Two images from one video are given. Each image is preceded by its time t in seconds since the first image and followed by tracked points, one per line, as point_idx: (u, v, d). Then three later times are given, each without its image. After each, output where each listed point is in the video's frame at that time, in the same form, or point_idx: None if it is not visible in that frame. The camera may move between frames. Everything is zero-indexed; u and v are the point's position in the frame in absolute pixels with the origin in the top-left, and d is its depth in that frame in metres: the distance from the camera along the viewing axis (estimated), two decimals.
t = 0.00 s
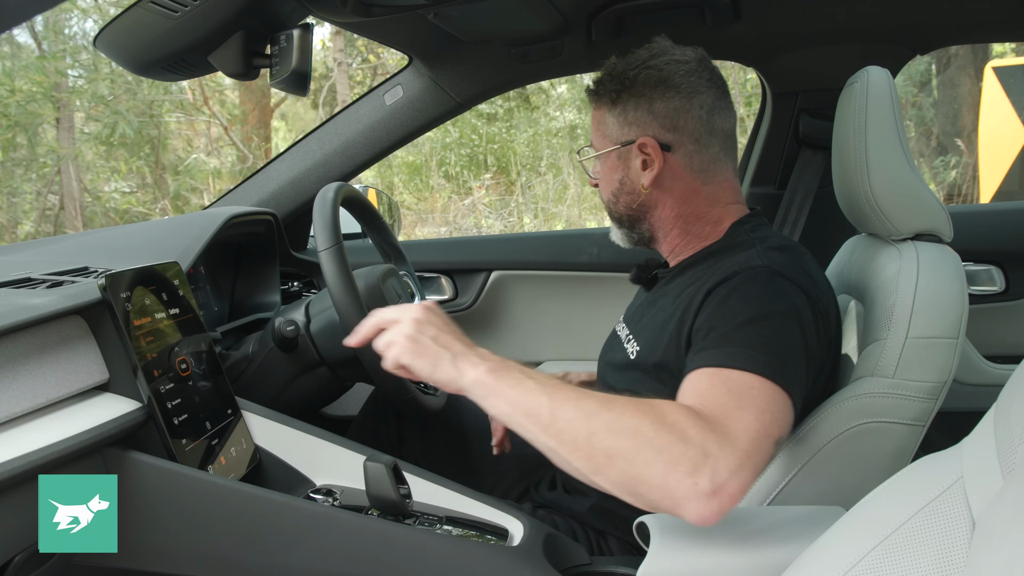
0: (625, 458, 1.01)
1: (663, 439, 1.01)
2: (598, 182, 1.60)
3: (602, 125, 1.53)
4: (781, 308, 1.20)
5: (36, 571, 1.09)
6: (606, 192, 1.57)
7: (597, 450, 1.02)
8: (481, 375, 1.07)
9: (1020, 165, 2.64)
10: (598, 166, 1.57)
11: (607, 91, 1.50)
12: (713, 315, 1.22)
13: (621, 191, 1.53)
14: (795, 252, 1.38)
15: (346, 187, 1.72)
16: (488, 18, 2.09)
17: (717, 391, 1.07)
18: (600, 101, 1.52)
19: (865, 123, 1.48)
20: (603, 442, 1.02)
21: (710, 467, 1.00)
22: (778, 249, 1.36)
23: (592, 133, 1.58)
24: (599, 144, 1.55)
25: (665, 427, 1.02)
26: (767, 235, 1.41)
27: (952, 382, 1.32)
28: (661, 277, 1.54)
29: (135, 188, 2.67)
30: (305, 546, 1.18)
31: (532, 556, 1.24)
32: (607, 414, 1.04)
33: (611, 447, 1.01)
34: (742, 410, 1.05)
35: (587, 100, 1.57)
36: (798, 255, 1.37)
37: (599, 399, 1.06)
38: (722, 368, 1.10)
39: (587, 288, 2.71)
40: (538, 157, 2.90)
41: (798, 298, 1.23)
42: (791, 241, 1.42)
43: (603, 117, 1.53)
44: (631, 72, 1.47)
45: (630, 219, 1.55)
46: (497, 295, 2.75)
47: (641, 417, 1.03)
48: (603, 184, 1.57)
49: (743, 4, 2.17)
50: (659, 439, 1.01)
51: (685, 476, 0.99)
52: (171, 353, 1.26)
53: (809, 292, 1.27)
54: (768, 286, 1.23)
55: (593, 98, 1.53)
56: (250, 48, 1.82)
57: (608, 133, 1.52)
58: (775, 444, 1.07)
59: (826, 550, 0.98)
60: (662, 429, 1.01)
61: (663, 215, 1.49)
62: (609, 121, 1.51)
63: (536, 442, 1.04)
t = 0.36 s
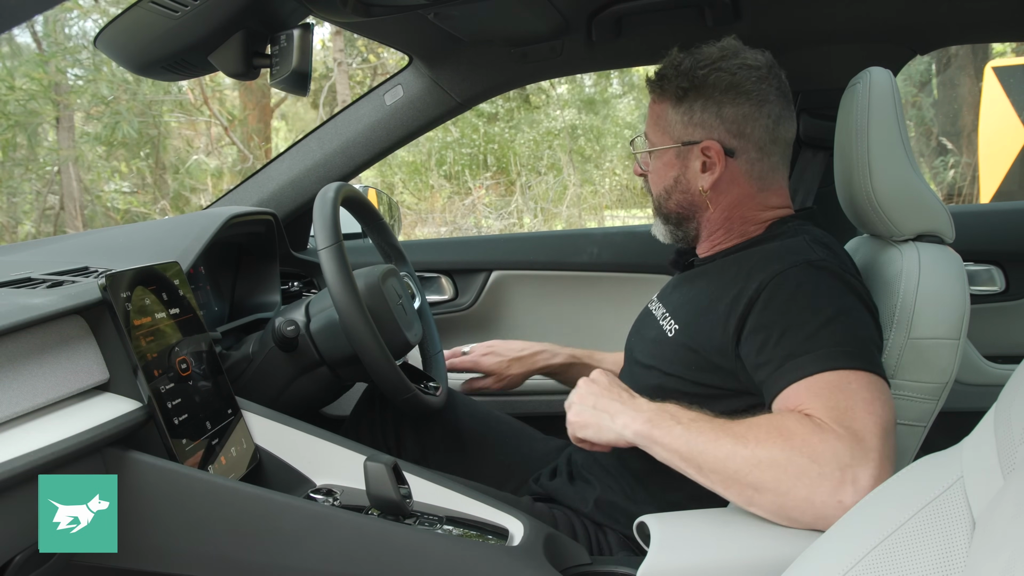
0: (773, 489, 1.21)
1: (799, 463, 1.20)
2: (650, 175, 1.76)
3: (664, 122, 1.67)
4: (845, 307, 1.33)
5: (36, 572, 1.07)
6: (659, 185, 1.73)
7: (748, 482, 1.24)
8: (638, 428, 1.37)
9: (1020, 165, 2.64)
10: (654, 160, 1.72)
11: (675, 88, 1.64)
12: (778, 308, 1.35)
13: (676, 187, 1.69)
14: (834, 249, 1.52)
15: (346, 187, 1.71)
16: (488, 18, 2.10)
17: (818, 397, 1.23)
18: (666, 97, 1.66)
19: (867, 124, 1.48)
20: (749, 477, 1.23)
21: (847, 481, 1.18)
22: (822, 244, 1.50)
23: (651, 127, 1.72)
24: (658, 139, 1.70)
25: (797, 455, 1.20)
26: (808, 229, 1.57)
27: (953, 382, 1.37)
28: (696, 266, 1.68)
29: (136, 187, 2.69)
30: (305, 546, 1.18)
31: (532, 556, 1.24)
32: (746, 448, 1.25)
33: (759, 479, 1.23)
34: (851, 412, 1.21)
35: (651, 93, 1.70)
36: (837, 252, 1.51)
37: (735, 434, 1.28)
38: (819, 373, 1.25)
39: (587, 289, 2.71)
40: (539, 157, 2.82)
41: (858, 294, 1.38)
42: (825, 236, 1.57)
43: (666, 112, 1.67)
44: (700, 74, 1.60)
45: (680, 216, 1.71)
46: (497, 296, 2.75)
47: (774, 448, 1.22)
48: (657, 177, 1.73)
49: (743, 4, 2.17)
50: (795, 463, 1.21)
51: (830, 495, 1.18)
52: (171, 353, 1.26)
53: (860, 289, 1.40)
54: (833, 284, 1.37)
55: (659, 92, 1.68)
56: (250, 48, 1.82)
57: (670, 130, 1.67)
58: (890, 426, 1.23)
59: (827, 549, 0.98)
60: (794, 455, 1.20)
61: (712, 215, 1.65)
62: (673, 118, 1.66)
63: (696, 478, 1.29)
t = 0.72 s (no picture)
0: (842, 500, 1.22)
1: (865, 473, 1.21)
2: (639, 179, 1.75)
3: (658, 125, 1.66)
4: (872, 309, 1.37)
5: (36, 571, 1.08)
6: (651, 189, 1.72)
7: (814, 500, 1.22)
8: (684, 461, 1.34)
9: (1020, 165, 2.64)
10: (646, 163, 1.71)
11: (671, 90, 1.63)
12: (804, 318, 1.37)
13: (671, 192, 1.68)
14: (839, 253, 1.55)
15: (346, 187, 1.71)
16: (488, 18, 2.10)
17: (871, 405, 1.24)
18: (661, 100, 1.66)
19: (867, 124, 1.48)
20: (816, 495, 1.22)
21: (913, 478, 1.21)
22: (827, 250, 1.54)
23: (642, 130, 1.71)
24: (650, 142, 1.69)
25: (863, 464, 1.20)
26: (810, 233, 1.60)
27: (953, 382, 1.39)
28: (689, 273, 1.67)
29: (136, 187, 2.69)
30: (305, 546, 1.18)
31: (531, 556, 1.24)
32: (807, 464, 1.24)
33: (827, 494, 1.22)
34: (903, 412, 1.24)
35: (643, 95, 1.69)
36: (842, 257, 1.54)
37: (793, 453, 1.26)
38: (863, 378, 1.27)
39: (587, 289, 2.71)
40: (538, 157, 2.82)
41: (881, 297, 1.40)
42: (828, 240, 1.59)
43: (660, 115, 1.66)
44: (697, 77, 1.60)
45: (672, 220, 1.70)
46: (496, 296, 2.74)
47: (838, 459, 1.22)
48: (648, 181, 1.72)
49: (743, 4, 2.17)
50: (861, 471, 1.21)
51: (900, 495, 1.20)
52: (170, 353, 1.26)
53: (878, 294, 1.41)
54: (855, 289, 1.40)
55: (654, 94, 1.67)
56: (250, 48, 1.82)
57: (664, 134, 1.66)
58: (938, 421, 1.26)
59: (828, 548, 0.98)
60: (860, 466, 1.21)
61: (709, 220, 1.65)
62: (669, 122, 1.65)
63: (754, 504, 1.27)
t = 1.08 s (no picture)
0: (840, 504, 1.22)
1: (863, 476, 1.21)
2: (687, 173, 1.65)
3: (731, 114, 1.60)
4: (869, 315, 1.36)
5: (36, 572, 1.07)
6: (707, 183, 1.63)
7: (811, 503, 1.22)
8: (680, 460, 1.34)
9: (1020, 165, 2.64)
10: (708, 155, 1.62)
11: (742, 79, 1.60)
12: (801, 325, 1.37)
13: (735, 187, 1.61)
14: (838, 257, 1.55)
15: (346, 187, 1.71)
16: (488, 19, 2.10)
17: (868, 410, 1.25)
18: (729, 88, 1.60)
19: (867, 124, 1.48)
20: (814, 498, 1.22)
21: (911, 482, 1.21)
22: (826, 254, 1.53)
23: (701, 118, 1.61)
24: (716, 131, 1.61)
25: (860, 467, 1.21)
26: (807, 236, 1.60)
27: (953, 382, 1.39)
28: (684, 275, 1.66)
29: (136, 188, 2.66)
30: (306, 546, 1.18)
31: (531, 556, 1.24)
32: (805, 467, 1.24)
33: (824, 498, 1.22)
34: (900, 417, 1.24)
35: (696, 80, 1.61)
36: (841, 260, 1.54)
37: (790, 456, 1.27)
38: (861, 383, 1.27)
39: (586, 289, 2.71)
40: (538, 157, 2.78)
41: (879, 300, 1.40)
42: (827, 244, 1.59)
43: (734, 105, 1.60)
44: (761, 69, 1.62)
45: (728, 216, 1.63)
46: (496, 297, 2.74)
47: (837, 461, 1.22)
48: (706, 174, 1.63)
49: (743, 4, 2.17)
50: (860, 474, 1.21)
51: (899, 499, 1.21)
52: (171, 353, 1.26)
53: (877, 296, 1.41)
54: (854, 293, 1.40)
55: (720, 81, 1.59)
56: (250, 48, 1.82)
57: (737, 124, 1.61)
58: (935, 427, 1.27)
59: (828, 548, 0.98)
60: (858, 470, 1.21)
61: (761, 214, 1.65)
62: (743, 110, 1.61)
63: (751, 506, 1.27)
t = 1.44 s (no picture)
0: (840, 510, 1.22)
1: (864, 481, 1.22)
2: (685, 177, 1.64)
3: (731, 116, 1.59)
4: (870, 317, 1.36)
5: (36, 572, 1.07)
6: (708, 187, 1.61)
7: (813, 508, 1.23)
8: (681, 465, 1.34)
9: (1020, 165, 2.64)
10: (707, 157, 1.61)
11: (739, 79, 1.59)
12: (803, 328, 1.37)
13: (738, 188, 1.60)
14: (837, 258, 1.55)
15: (346, 187, 1.71)
16: (487, 18, 2.10)
17: (870, 415, 1.25)
18: (725, 89, 1.58)
19: (867, 124, 1.48)
20: (815, 504, 1.23)
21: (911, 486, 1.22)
22: (826, 255, 1.53)
23: (701, 121, 1.60)
24: (715, 134, 1.60)
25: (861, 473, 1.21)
26: (806, 238, 1.60)
27: (953, 382, 1.39)
28: (682, 278, 1.67)
29: (135, 187, 2.69)
30: (307, 546, 1.18)
31: (531, 556, 1.24)
32: (807, 472, 1.24)
33: (825, 504, 1.23)
34: (903, 421, 1.24)
35: (692, 83, 1.60)
36: (841, 262, 1.54)
37: (793, 461, 1.26)
38: (863, 389, 1.27)
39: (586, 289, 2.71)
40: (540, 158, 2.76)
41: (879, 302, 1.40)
42: (827, 245, 1.59)
43: (733, 105, 1.59)
44: (758, 68, 1.60)
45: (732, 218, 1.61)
46: (497, 296, 2.75)
47: (838, 467, 1.22)
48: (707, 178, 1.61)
49: (743, 4, 2.16)
50: (860, 480, 1.22)
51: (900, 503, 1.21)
52: (171, 353, 1.26)
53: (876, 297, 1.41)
54: (856, 296, 1.40)
55: (718, 83, 1.58)
56: (250, 48, 1.82)
57: (736, 125, 1.60)
58: (936, 429, 1.27)
59: (827, 549, 0.98)
60: (860, 477, 1.21)
61: (759, 215, 1.64)
62: (741, 111, 1.60)
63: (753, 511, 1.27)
